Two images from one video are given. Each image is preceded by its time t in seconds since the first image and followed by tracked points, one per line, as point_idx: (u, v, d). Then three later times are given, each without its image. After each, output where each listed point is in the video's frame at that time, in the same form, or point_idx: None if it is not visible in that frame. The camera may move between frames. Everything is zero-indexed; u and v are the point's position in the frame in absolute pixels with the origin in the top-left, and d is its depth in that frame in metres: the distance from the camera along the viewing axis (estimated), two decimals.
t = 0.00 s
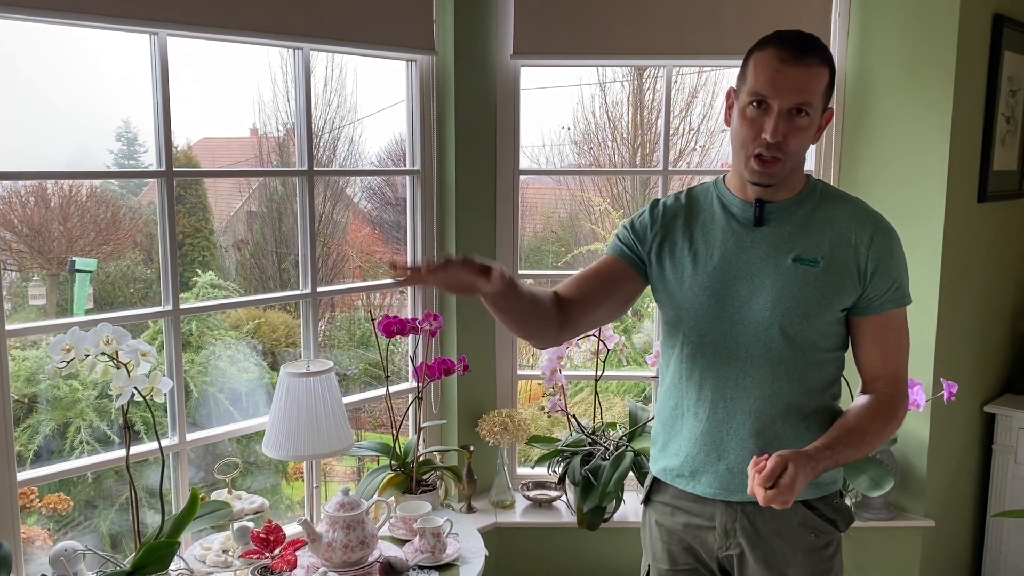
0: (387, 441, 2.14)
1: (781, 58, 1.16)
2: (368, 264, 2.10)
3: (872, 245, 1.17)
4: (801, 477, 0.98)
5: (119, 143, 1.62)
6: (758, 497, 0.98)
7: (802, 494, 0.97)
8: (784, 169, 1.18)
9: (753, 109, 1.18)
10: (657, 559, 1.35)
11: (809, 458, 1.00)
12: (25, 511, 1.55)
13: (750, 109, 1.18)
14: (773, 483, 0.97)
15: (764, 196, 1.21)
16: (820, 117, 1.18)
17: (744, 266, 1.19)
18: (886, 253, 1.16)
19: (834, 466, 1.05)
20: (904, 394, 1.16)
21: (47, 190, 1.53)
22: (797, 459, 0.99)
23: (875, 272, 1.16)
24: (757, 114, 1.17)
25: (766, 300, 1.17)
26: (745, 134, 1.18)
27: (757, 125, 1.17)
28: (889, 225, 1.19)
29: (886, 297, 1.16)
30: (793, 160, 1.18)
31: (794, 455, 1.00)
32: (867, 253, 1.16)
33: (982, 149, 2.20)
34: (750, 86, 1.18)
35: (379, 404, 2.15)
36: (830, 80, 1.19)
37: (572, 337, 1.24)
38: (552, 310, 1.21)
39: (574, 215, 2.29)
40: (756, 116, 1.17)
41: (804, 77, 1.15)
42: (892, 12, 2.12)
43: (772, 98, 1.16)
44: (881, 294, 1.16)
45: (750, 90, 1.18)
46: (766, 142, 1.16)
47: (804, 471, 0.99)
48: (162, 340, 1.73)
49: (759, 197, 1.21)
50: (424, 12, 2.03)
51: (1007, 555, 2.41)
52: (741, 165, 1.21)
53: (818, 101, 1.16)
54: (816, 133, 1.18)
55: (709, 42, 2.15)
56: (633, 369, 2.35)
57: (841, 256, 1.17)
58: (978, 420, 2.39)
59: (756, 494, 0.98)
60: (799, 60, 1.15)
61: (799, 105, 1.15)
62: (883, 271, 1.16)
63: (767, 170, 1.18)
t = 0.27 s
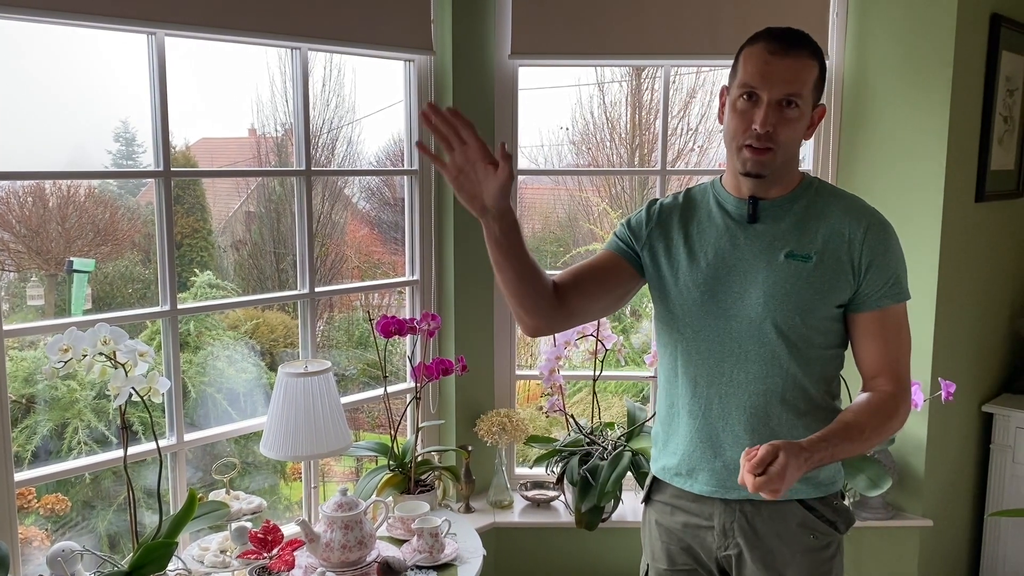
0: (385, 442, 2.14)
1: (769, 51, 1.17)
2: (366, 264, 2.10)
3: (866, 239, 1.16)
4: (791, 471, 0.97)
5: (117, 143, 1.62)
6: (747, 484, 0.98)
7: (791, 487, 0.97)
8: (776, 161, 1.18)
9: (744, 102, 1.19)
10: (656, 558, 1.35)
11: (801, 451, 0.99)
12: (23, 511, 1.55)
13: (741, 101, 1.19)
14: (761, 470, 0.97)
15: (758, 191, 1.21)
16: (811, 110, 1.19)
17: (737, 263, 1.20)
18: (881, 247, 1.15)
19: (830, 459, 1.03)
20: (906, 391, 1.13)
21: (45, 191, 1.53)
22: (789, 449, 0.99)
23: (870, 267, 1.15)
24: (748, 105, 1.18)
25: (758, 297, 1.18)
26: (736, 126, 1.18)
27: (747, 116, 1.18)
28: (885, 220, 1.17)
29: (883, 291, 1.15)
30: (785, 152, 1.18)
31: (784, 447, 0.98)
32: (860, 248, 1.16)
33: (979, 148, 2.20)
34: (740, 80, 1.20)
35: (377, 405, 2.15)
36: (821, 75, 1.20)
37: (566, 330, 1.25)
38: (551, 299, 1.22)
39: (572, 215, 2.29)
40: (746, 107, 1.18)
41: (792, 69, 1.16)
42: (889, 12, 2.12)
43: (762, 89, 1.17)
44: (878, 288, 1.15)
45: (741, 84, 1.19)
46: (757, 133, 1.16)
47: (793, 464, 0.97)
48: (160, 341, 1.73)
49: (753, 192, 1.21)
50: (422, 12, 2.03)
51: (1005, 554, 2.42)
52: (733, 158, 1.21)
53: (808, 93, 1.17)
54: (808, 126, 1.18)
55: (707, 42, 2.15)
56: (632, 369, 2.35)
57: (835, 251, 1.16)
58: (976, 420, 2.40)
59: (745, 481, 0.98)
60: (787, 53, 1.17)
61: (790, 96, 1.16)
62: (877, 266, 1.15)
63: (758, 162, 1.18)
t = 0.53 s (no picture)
0: (384, 442, 2.14)
1: (797, 49, 1.18)
2: (365, 265, 2.10)
3: (866, 244, 1.15)
4: (781, 471, 0.97)
5: (116, 144, 1.62)
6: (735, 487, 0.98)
7: (780, 488, 0.97)
8: (785, 159, 1.18)
9: (765, 95, 1.19)
10: (653, 556, 1.35)
11: (792, 453, 1.00)
12: (21, 513, 1.55)
13: (762, 94, 1.19)
14: (751, 473, 0.97)
15: (760, 189, 1.21)
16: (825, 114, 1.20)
17: (736, 263, 1.20)
18: (880, 252, 1.15)
19: (820, 464, 1.04)
20: (900, 396, 1.14)
21: (43, 192, 1.53)
22: (779, 452, 0.99)
23: (867, 272, 1.15)
24: (769, 98, 1.18)
25: (755, 298, 1.18)
26: (755, 117, 1.18)
27: (767, 110, 1.18)
28: (885, 224, 1.17)
29: (880, 297, 1.15)
30: (795, 151, 1.18)
31: (775, 448, 0.99)
32: (859, 253, 1.15)
33: (977, 149, 2.20)
34: (763, 72, 1.19)
35: (376, 406, 2.15)
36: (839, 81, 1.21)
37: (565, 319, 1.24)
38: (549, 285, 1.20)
39: (571, 215, 2.29)
40: (767, 101, 1.18)
41: (817, 69, 1.17)
42: (887, 13, 2.13)
43: (786, 84, 1.17)
44: (875, 293, 1.15)
45: (764, 76, 1.19)
46: (774, 127, 1.16)
47: (784, 465, 0.98)
48: (158, 342, 1.73)
49: (755, 189, 1.21)
50: (420, 13, 2.03)
51: (1003, 554, 2.42)
52: (744, 151, 1.21)
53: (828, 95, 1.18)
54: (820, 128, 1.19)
55: (705, 43, 2.15)
56: (630, 370, 2.35)
57: (834, 255, 1.16)
58: (974, 420, 2.40)
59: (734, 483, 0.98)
60: (814, 53, 1.18)
61: (811, 96, 1.17)
62: (875, 271, 1.15)
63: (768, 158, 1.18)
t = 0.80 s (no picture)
0: (383, 444, 2.14)
1: (807, 57, 1.15)
2: (364, 266, 2.10)
3: (876, 256, 1.17)
4: (784, 475, 0.98)
5: (114, 145, 1.62)
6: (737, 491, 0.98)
7: (782, 493, 0.98)
8: (801, 169, 1.17)
9: (776, 108, 1.16)
10: (651, 555, 1.35)
11: (794, 459, 1.01)
12: (20, 514, 1.55)
13: (772, 106, 1.16)
14: (754, 478, 0.97)
15: (775, 198, 1.20)
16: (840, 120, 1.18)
17: (747, 266, 1.20)
18: (889, 266, 1.17)
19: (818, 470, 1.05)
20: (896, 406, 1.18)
21: (41, 193, 1.53)
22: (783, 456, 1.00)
23: (876, 284, 1.17)
24: (781, 111, 1.16)
25: (765, 303, 1.18)
26: (767, 131, 1.16)
27: (778, 124, 1.16)
28: (895, 237, 1.19)
29: (885, 309, 1.18)
30: (810, 161, 1.17)
31: (778, 453, 1.00)
32: (869, 264, 1.17)
33: (975, 150, 2.20)
34: (773, 84, 1.17)
35: (375, 407, 2.15)
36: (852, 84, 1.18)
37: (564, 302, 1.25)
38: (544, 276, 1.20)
39: (570, 216, 2.29)
40: (779, 115, 1.16)
41: (829, 78, 1.14)
42: (885, 14, 2.13)
43: (797, 97, 1.15)
44: (881, 306, 1.18)
45: (775, 88, 1.17)
46: (788, 140, 1.15)
47: (786, 469, 0.99)
48: (157, 343, 1.73)
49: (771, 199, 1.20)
50: (419, 14, 2.03)
51: (1001, 554, 2.42)
52: (756, 163, 1.19)
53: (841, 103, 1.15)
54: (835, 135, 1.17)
55: (703, 44, 2.16)
56: (629, 371, 2.35)
57: (845, 265, 1.18)
58: (972, 421, 2.40)
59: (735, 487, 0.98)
60: (826, 61, 1.15)
61: (823, 108, 1.15)
62: (883, 284, 1.17)
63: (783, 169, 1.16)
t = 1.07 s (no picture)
0: (382, 445, 2.14)
1: (782, 47, 1.19)
2: (363, 268, 2.10)
3: (877, 250, 1.16)
4: (789, 483, 0.97)
5: (113, 147, 1.62)
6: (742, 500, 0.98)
7: (788, 499, 0.97)
8: (790, 156, 1.18)
9: (757, 96, 1.20)
10: (653, 559, 1.35)
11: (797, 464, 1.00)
12: (19, 516, 1.54)
13: (754, 95, 1.20)
14: (758, 488, 0.96)
15: (770, 193, 1.21)
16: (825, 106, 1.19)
17: (745, 265, 1.20)
18: (891, 260, 1.15)
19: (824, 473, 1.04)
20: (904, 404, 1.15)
21: (40, 195, 1.53)
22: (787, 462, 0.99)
23: (878, 279, 1.16)
24: (761, 98, 1.19)
25: (764, 302, 1.18)
26: (750, 120, 1.20)
27: (760, 110, 1.19)
28: (897, 232, 1.17)
29: (889, 305, 1.16)
30: (798, 146, 1.18)
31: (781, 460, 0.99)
32: (870, 260, 1.16)
33: (974, 151, 2.21)
34: (753, 76, 1.21)
35: (374, 408, 2.15)
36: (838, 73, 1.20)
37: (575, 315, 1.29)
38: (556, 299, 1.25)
39: (569, 217, 2.29)
40: (760, 102, 1.19)
41: (806, 63, 1.17)
42: (883, 16, 2.13)
43: (776, 82, 1.18)
44: (884, 302, 1.16)
45: (755, 79, 1.21)
46: (769, 124, 1.17)
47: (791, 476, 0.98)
48: (156, 345, 1.73)
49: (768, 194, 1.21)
50: (418, 16, 2.03)
51: (1000, 555, 2.42)
52: (747, 154, 1.21)
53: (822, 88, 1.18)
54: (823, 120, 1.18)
55: (702, 45, 2.16)
56: (628, 372, 2.35)
57: (844, 262, 1.17)
58: (971, 422, 2.40)
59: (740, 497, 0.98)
60: (802, 47, 1.18)
61: (804, 90, 1.17)
62: (886, 279, 1.15)
63: (770, 155, 1.18)
